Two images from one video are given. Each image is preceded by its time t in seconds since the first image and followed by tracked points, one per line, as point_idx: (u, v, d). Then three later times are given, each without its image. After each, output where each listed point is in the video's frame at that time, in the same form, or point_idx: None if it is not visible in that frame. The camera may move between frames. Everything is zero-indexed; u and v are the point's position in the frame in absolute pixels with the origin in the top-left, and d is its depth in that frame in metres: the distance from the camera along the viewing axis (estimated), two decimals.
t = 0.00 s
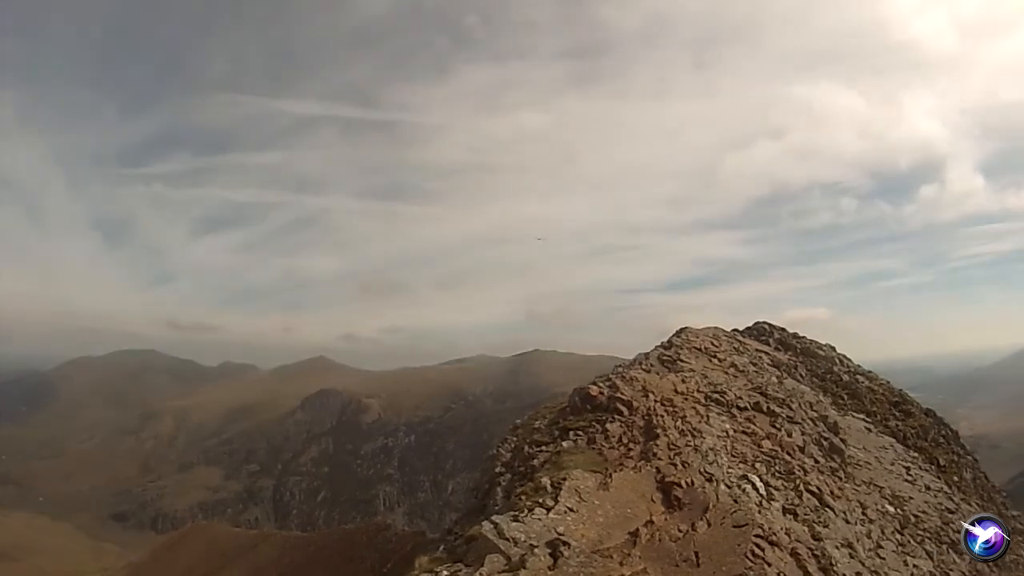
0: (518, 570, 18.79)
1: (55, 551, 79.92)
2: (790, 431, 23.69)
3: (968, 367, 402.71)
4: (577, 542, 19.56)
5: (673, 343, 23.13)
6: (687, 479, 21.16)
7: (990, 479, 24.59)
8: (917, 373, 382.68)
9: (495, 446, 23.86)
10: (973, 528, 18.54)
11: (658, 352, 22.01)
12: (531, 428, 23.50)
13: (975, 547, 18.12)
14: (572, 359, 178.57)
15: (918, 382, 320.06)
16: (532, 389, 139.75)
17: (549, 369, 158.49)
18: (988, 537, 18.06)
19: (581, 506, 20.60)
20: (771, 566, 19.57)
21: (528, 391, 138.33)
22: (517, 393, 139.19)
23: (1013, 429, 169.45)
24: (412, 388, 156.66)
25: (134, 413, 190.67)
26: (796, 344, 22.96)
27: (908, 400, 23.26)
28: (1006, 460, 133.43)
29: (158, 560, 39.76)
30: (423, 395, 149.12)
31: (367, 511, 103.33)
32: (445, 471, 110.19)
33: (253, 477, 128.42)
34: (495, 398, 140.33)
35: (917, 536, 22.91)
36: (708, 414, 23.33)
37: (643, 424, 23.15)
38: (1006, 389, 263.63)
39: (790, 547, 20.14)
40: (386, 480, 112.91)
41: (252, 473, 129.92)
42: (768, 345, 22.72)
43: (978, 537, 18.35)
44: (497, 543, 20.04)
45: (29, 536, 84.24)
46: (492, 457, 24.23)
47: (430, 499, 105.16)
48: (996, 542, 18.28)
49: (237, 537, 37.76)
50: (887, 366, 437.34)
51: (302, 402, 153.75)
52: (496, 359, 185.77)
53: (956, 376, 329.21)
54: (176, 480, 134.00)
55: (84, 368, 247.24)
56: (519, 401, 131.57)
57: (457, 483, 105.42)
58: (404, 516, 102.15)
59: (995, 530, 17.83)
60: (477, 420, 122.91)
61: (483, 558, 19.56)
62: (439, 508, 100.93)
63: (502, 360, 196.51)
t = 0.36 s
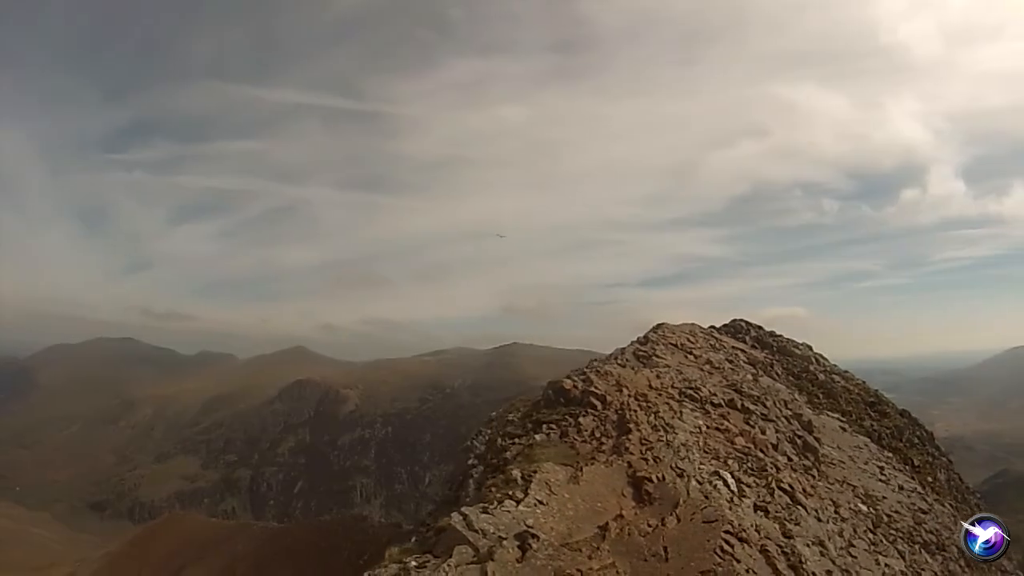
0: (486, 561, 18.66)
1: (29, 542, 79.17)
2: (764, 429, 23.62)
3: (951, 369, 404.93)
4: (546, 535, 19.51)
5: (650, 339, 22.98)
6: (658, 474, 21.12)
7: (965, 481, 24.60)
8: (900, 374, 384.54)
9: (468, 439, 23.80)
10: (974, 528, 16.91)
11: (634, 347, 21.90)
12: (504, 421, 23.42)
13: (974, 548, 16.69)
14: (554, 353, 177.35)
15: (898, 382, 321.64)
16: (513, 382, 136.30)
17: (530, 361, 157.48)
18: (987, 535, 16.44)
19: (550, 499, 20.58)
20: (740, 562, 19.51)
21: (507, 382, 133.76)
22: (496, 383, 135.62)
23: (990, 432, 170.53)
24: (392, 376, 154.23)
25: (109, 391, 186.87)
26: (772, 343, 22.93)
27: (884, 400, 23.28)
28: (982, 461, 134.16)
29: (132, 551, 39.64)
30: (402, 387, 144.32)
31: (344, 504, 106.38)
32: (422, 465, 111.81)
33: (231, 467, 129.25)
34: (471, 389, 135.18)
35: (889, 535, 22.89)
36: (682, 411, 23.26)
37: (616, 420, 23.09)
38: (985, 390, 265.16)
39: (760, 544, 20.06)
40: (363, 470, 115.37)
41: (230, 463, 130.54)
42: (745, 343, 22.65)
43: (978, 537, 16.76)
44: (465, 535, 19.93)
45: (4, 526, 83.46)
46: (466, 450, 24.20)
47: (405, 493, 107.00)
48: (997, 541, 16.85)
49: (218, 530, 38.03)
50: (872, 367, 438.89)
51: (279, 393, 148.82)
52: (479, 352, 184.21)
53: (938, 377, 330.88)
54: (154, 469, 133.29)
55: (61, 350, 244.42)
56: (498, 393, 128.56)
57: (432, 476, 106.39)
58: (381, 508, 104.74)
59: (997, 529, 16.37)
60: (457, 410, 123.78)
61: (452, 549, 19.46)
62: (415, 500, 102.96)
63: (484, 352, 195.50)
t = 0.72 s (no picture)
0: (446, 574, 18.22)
1: None
2: (726, 434, 23.56)
3: (916, 370, 413.14)
4: (506, 546, 19.14)
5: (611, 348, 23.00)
6: (620, 482, 20.93)
7: (928, 481, 24.73)
8: (865, 377, 391.44)
9: (430, 450, 23.41)
10: (971, 528, 14.64)
11: (594, 355, 21.91)
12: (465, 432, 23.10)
13: (971, 549, 14.19)
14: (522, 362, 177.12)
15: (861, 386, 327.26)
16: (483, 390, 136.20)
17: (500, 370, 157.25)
18: (986, 535, 14.09)
19: (511, 509, 20.28)
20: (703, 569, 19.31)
21: (463, 387, 145.17)
22: (454, 389, 146.35)
23: (950, 433, 174.70)
24: (354, 388, 157.19)
25: (59, 393, 179.55)
26: (733, 349, 23.09)
27: (845, 403, 23.45)
28: (943, 461, 136.83)
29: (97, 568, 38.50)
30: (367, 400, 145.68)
31: (309, 515, 119.46)
32: (383, 476, 124.17)
33: (195, 480, 131.36)
34: (433, 400, 142.37)
35: (855, 537, 22.84)
36: (643, 419, 23.11)
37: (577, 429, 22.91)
38: (946, 392, 271.37)
39: (722, 550, 19.89)
40: (328, 482, 128.39)
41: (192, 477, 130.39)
42: (706, 350, 22.81)
43: (974, 537, 14.49)
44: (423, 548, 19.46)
45: None
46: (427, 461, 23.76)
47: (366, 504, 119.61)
48: (998, 541, 14.46)
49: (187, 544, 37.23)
50: (840, 369, 445.71)
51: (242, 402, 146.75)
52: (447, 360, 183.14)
53: (902, 380, 337.72)
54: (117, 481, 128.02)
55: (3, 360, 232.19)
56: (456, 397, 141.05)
57: (393, 488, 118.51)
58: (346, 518, 117.46)
59: (997, 529, 14.11)
60: (416, 417, 136.20)
61: (411, 562, 18.97)
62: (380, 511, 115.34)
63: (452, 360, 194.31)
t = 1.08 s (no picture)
0: (407, 573, 18.19)
1: None
2: (688, 430, 23.54)
3: (879, 366, 419.38)
4: (467, 544, 19.02)
5: (571, 345, 23.03)
6: (580, 479, 20.86)
7: (891, 473, 24.91)
8: (829, 373, 395.95)
9: (391, 449, 23.19)
10: (972, 529, 15.58)
11: (555, 351, 21.97)
12: (426, 429, 22.89)
13: (973, 549, 15.11)
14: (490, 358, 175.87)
15: (824, 382, 331.94)
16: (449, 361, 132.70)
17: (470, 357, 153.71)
18: (986, 535, 15.04)
19: (471, 507, 20.17)
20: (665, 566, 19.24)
21: (425, 381, 120.39)
22: (417, 383, 123.02)
23: (911, 426, 177.37)
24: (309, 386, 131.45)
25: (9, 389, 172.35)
26: (694, 345, 23.25)
27: (808, 399, 23.54)
28: (906, 454, 138.45)
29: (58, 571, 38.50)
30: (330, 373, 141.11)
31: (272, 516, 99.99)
32: (351, 473, 104.36)
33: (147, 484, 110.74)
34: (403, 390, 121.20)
35: (818, 530, 22.88)
36: (603, 415, 23.06)
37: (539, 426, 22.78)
38: (907, 388, 275.99)
39: (683, 545, 19.92)
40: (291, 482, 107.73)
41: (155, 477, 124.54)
42: (667, 347, 22.93)
43: (975, 537, 15.43)
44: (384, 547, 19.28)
45: None
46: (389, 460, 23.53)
47: (337, 503, 98.44)
48: (997, 541, 15.35)
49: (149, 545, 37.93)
50: (806, 367, 450.26)
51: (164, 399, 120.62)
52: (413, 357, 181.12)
53: (865, 376, 342.47)
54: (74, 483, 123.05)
55: None
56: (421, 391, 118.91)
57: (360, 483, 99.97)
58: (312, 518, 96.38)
59: (996, 528, 15.05)
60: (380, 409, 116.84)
61: (372, 561, 18.85)
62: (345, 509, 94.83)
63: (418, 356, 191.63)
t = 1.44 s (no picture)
0: (342, 573, 18.15)
1: None
2: (627, 430, 23.64)
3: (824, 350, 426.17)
4: (402, 543, 18.94)
5: (512, 345, 23.14)
6: (516, 478, 20.85)
7: (832, 472, 25.18)
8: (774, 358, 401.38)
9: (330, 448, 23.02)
10: (972, 528, 15.75)
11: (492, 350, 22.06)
12: (364, 428, 22.80)
13: (973, 548, 15.22)
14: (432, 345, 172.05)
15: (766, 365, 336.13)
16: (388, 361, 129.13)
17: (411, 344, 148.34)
18: (985, 534, 15.21)
19: (406, 506, 20.08)
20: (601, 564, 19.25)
21: (370, 379, 65.40)
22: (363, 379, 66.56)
23: (854, 410, 179.56)
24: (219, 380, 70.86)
25: None
26: (634, 345, 23.42)
27: (748, 399, 23.79)
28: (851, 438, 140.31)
29: None
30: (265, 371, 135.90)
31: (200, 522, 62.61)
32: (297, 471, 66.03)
33: None
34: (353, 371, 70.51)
35: (758, 528, 23.03)
36: (541, 414, 23.09)
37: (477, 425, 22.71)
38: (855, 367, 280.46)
39: (620, 544, 19.98)
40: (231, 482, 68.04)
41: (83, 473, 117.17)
42: (607, 347, 23.10)
43: (974, 537, 15.54)
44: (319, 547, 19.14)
45: None
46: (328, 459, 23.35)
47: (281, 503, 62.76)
48: (996, 541, 15.42)
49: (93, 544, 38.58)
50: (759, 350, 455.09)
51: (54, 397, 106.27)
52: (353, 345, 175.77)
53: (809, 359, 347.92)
54: None
55: None
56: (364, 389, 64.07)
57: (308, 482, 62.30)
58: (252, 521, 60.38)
59: (996, 529, 15.16)
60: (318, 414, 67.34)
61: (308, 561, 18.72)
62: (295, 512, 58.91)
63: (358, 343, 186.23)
